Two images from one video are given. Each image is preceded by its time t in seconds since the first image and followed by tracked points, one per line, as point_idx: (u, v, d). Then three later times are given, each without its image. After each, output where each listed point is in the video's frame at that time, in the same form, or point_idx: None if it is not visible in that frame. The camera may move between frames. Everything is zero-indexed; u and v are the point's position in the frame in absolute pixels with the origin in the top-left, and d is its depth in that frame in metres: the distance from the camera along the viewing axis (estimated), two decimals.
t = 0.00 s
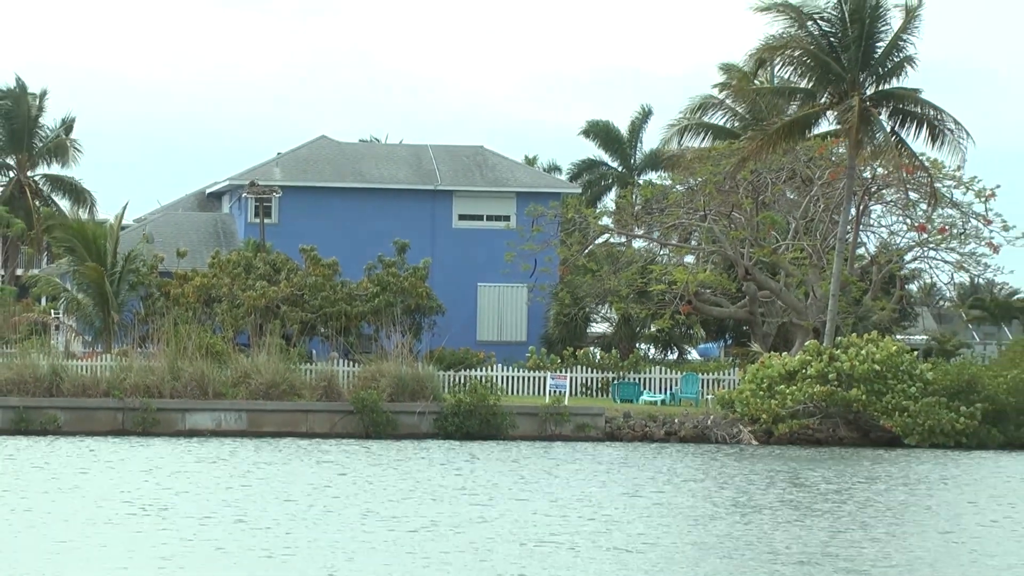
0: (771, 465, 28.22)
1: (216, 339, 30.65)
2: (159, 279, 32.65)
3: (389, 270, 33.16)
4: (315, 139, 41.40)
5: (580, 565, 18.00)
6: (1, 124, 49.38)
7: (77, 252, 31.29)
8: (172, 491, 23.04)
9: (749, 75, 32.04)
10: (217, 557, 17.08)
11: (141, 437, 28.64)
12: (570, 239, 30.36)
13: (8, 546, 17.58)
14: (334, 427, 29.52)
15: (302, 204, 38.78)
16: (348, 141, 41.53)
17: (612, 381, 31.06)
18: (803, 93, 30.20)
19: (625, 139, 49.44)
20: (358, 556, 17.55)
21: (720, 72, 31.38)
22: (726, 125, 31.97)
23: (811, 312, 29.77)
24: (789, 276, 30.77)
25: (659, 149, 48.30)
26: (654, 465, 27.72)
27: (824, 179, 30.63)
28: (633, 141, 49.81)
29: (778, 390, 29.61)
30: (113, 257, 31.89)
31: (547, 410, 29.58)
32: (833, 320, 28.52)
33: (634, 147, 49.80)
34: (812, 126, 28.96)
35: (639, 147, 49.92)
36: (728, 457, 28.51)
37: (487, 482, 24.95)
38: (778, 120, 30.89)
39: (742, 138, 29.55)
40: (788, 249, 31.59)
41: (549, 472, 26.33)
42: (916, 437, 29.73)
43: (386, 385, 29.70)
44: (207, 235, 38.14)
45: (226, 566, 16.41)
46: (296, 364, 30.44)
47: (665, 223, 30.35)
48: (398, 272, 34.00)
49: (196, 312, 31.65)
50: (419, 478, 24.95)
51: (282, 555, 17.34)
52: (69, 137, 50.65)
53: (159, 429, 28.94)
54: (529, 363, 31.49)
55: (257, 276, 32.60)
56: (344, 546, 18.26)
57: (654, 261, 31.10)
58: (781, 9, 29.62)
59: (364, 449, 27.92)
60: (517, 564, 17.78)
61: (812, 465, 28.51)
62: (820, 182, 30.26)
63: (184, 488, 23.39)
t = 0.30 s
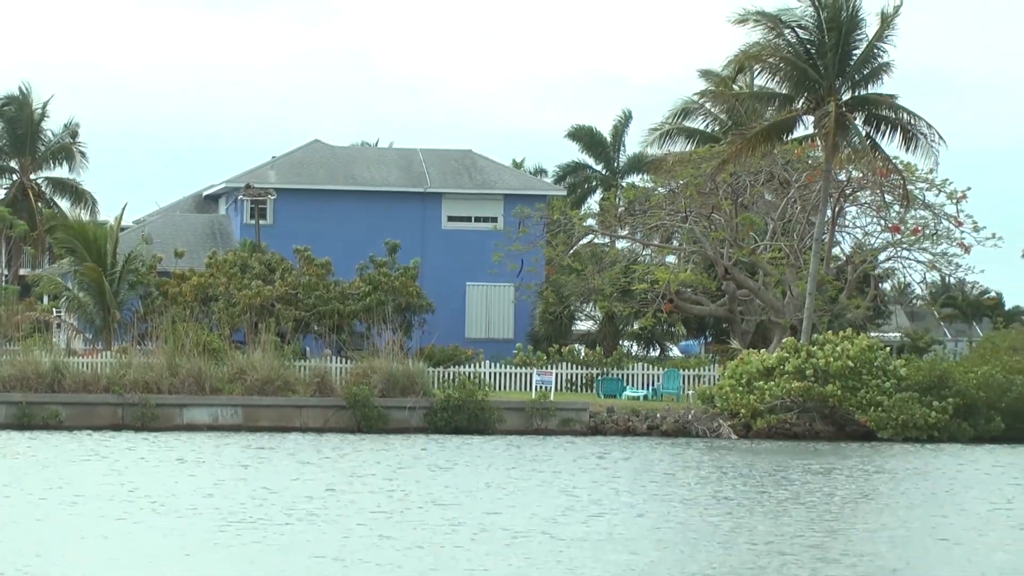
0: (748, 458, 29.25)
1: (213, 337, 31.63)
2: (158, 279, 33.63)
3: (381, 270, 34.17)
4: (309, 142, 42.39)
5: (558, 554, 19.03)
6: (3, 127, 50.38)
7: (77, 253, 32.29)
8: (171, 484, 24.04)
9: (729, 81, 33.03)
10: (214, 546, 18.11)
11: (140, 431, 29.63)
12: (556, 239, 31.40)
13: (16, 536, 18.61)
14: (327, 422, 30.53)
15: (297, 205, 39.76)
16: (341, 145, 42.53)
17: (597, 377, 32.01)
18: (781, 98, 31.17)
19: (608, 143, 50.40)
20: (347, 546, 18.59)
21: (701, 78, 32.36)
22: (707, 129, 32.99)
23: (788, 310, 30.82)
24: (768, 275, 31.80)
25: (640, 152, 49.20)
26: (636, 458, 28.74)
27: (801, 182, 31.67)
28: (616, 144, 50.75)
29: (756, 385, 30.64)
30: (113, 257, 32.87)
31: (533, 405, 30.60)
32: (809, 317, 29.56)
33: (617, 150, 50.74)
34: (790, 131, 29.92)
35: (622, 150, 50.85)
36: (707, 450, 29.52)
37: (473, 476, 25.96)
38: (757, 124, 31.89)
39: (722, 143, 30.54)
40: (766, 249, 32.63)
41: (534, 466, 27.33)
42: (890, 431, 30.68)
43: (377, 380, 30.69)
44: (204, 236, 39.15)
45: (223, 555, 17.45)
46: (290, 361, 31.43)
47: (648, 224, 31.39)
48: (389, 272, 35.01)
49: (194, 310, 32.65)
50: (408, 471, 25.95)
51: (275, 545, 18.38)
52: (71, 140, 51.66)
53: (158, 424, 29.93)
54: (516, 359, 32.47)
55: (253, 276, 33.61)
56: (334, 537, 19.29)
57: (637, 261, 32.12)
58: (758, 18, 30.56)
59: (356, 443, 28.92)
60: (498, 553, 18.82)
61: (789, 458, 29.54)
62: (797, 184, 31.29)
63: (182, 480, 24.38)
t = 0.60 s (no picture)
0: (725, 452, 30.29)
1: (207, 334, 32.61)
2: (154, 279, 34.63)
3: (370, 270, 35.20)
4: (300, 146, 43.40)
5: (537, 544, 20.07)
6: (3, 131, 51.37)
7: (76, 252, 33.28)
8: (168, 477, 25.02)
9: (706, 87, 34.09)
10: (208, 536, 19.10)
11: (137, 426, 30.59)
12: (539, 240, 32.50)
13: (20, 526, 19.60)
14: (318, 417, 31.53)
15: (288, 207, 40.76)
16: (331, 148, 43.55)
17: (579, 373, 33.05)
18: (757, 104, 32.18)
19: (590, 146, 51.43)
20: (336, 536, 19.62)
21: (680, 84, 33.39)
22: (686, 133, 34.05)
23: (763, 308, 31.87)
24: (745, 274, 32.85)
25: (621, 156, 50.20)
26: (615, 451, 29.77)
27: (776, 184, 32.73)
28: (597, 147, 51.76)
29: (733, 381, 31.70)
30: (111, 257, 33.74)
31: (518, 400, 31.64)
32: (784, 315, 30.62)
33: (599, 153, 51.76)
34: (766, 135, 30.94)
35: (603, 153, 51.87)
36: (685, 444, 30.57)
37: (457, 469, 26.98)
38: (733, 129, 32.93)
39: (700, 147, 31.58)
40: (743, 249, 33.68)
41: (516, 459, 28.36)
42: (862, 425, 31.72)
43: (367, 377, 31.70)
44: (198, 236, 40.15)
45: (218, 544, 18.46)
46: (282, 358, 32.42)
47: (628, 225, 32.47)
48: (378, 272, 36.04)
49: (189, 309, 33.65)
50: (395, 465, 26.97)
51: (267, 535, 19.40)
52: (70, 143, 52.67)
53: (154, 419, 30.88)
54: (501, 356, 33.51)
55: (246, 275, 34.64)
56: (323, 528, 20.31)
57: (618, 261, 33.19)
58: (734, 26, 31.59)
59: (345, 437, 29.93)
60: (479, 542, 19.85)
61: (764, 451, 30.60)
62: (773, 187, 32.35)
63: (179, 473, 25.37)
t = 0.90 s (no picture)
0: (700, 446, 31.34)
1: (199, 332, 33.58)
2: (147, 279, 35.63)
3: (357, 270, 36.22)
4: (289, 150, 44.41)
5: (513, 533, 21.07)
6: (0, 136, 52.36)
7: (72, 253, 34.41)
8: (161, 470, 26.01)
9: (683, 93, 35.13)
10: (198, 527, 20.05)
11: (131, 421, 31.56)
12: (521, 241, 33.59)
13: (19, 517, 20.55)
14: (307, 413, 32.56)
15: (278, 209, 41.76)
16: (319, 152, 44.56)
17: (559, 369, 34.15)
18: (732, 109, 33.21)
19: (570, 150, 52.48)
20: (321, 526, 20.59)
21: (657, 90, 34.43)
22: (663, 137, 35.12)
23: (738, 307, 32.93)
24: (720, 274, 33.91)
25: (600, 160, 51.27)
26: (594, 445, 30.80)
27: (750, 187, 33.81)
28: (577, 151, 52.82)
29: (709, 377, 32.76)
30: (106, 257, 34.88)
31: (499, 396, 32.67)
32: (757, 313, 31.68)
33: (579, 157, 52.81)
34: (740, 140, 31.99)
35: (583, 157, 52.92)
36: (661, 438, 31.62)
37: (440, 462, 28.00)
38: (709, 133, 33.97)
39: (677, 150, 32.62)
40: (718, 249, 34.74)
41: (497, 453, 29.37)
42: (834, 420, 32.76)
43: (354, 373, 32.70)
44: (191, 238, 41.20)
45: (208, 534, 19.44)
46: (271, 355, 33.40)
47: (607, 226, 33.55)
48: (365, 272, 37.07)
49: (182, 308, 34.64)
50: (379, 458, 27.98)
51: (256, 526, 20.37)
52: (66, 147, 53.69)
53: (147, 414, 31.85)
54: (484, 353, 34.61)
55: (237, 275, 35.67)
56: (308, 519, 21.29)
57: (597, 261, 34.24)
58: (709, 34, 32.65)
59: (333, 431, 30.93)
60: (458, 532, 20.84)
61: (738, 445, 31.64)
62: (747, 189, 33.42)
63: (172, 466, 26.36)
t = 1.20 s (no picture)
0: (675, 440, 32.40)
1: (190, 331, 34.57)
2: (139, 278, 36.65)
3: (343, 270, 37.27)
4: (277, 153, 45.44)
5: (490, 524, 22.07)
6: None
7: (66, 254, 35.44)
8: (153, 464, 26.99)
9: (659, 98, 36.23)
10: (187, 518, 21.05)
11: (123, 417, 32.57)
12: (502, 242, 34.71)
13: (17, 508, 21.55)
14: (295, 409, 33.54)
15: (267, 211, 42.80)
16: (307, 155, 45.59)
17: (539, 366, 35.25)
18: (706, 114, 34.31)
19: (550, 154, 53.56)
20: (306, 517, 21.57)
21: (634, 96, 35.52)
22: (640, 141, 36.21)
23: (712, 305, 33.99)
24: (695, 273, 35.00)
25: (579, 163, 52.35)
26: (571, 439, 31.85)
27: (724, 189, 34.91)
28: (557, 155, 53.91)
29: (684, 373, 33.82)
30: (99, 258, 35.85)
31: (481, 392, 33.70)
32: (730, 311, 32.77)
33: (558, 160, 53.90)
34: (714, 145, 33.02)
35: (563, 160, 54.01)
36: (637, 432, 32.67)
37: (422, 456, 29.04)
38: (684, 138, 35.06)
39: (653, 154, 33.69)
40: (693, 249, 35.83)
41: (477, 447, 30.42)
42: (805, 415, 33.81)
43: (340, 370, 33.72)
44: (182, 239, 42.25)
45: (198, 525, 20.41)
46: (260, 352, 34.40)
47: (586, 227, 34.75)
48: (351, 272, 38.13)
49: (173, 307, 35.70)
50: (363, 453, 29.01)
51: (244, 517, 21.33)
52: (60, 149, 54.72)
53: (139, 410, 32.84)
54: (467, 351, 35.72)
55: (226, 275, 36.70)
56: (294, 510, 22.26)
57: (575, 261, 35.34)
58: (684, 42, 33.75)
59: (319, 426, 31.92)
60: (437, 522, 21.82)
61: (711, 439, 32.71)
62: (721, 192, 34.52)
63: (163, 460, 27.35)
